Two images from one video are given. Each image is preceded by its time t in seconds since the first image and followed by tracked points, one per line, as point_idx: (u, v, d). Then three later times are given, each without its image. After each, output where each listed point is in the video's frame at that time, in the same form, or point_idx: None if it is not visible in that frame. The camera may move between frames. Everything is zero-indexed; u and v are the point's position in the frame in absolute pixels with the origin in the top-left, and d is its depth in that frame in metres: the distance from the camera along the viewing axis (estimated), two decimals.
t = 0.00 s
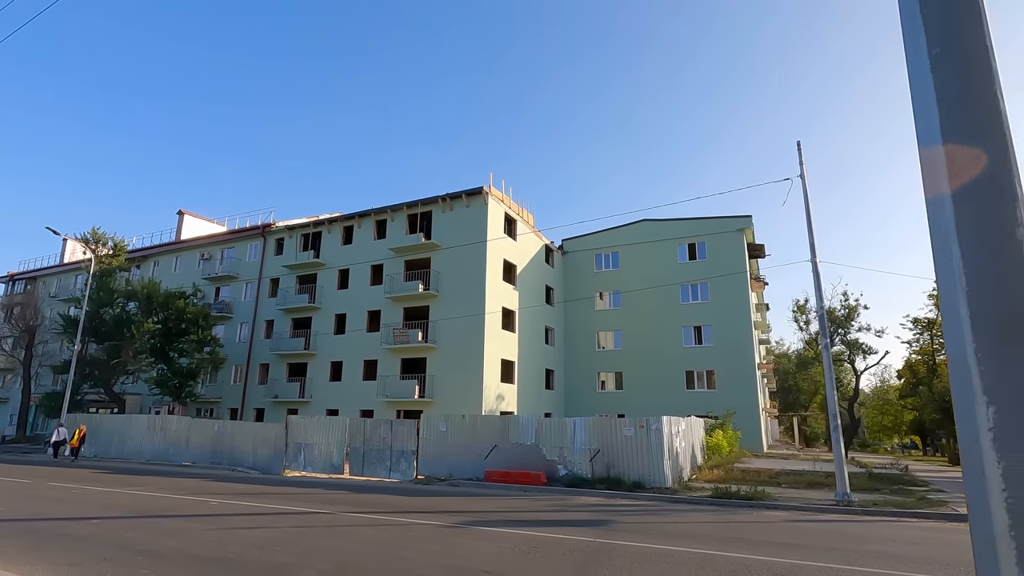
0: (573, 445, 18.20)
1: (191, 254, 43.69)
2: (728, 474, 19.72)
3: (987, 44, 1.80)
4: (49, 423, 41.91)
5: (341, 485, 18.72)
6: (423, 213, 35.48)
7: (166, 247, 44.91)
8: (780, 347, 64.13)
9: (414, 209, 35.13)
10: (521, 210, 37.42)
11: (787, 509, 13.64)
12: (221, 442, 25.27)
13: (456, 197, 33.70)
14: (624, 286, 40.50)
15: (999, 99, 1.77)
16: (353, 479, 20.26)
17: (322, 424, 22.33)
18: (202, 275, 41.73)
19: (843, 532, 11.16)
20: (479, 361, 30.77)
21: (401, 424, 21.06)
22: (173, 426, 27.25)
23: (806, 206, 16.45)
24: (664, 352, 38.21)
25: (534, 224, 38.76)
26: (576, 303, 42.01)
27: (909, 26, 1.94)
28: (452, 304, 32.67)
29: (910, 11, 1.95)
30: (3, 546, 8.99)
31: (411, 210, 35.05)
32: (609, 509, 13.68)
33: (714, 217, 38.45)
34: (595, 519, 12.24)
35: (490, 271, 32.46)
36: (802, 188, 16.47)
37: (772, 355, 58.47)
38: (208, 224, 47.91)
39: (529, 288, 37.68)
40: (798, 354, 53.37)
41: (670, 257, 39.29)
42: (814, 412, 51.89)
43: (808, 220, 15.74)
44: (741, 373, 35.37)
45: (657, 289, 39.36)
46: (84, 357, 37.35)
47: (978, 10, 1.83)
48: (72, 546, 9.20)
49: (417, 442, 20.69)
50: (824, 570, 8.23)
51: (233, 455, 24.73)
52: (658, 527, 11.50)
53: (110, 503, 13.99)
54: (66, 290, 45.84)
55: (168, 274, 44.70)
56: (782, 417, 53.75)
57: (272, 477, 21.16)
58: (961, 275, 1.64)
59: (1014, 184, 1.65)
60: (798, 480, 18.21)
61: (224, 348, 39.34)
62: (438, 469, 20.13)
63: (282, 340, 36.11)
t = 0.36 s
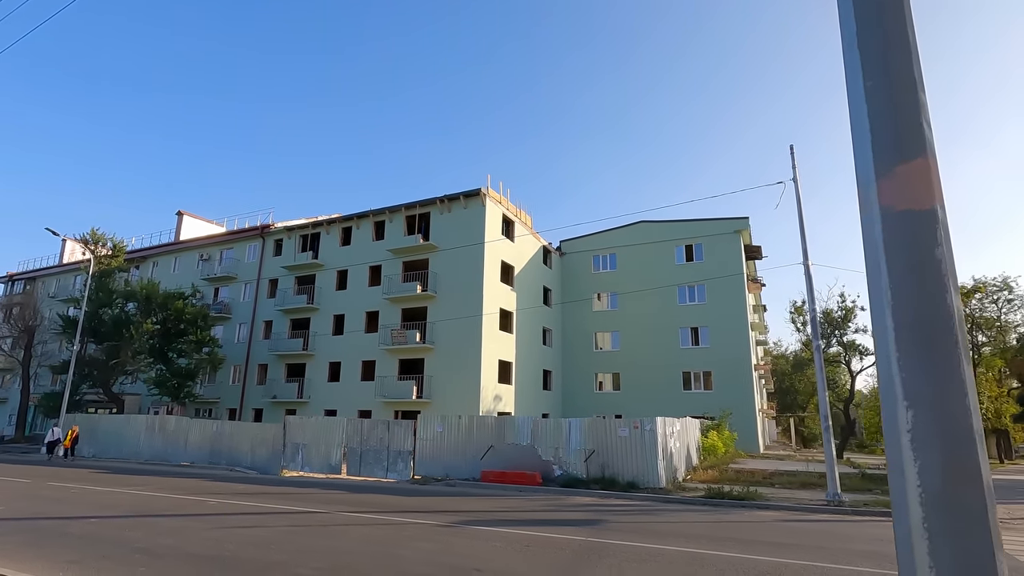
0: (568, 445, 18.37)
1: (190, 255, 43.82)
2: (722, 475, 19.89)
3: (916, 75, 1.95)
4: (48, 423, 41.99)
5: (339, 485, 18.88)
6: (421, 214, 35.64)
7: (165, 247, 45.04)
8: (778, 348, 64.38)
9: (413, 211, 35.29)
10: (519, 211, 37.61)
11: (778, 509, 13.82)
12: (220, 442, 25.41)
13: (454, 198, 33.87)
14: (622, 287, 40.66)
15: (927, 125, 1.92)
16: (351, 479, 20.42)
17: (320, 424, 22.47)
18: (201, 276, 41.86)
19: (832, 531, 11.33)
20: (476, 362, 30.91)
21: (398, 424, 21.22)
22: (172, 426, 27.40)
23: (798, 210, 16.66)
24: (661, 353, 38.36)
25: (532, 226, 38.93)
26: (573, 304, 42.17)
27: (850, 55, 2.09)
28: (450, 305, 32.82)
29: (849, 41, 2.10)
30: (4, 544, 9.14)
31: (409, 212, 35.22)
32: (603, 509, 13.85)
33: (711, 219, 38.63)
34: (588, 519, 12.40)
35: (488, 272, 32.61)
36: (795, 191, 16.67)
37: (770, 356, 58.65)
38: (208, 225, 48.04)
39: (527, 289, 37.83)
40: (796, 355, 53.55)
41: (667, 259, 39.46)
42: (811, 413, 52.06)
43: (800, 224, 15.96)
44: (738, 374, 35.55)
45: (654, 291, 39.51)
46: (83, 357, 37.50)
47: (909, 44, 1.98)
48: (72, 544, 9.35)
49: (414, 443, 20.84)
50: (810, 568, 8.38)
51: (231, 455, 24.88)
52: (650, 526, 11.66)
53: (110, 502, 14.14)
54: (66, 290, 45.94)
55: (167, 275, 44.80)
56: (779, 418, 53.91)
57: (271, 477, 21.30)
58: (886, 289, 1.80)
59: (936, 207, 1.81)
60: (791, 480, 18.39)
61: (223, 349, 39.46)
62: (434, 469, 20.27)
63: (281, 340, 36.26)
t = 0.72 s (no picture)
0: (562, 445, 18.50)
1: (188, 254, 43.90)
2: (716, 474, 20.05)
3: (857, 98, 2.08)
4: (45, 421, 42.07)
5: (334, 484, 19.01)
6: (418, 214, 35.74)
7: (163, 246, 45.13)
8: (775, 348, 64.57)
9: (410, 211, 35.40)
10: (516, 212, 37.72)
11: (768, 509, 13.99)
12: (216, 441, 25.56)
13: (451, 198, 33.98)
14: (618, 287, 40.79)
15: (866, 143, 2.05)
16: (347, 478, 20.55)
17: (316, 423, 22.61)
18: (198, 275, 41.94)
19: (819, 530, 11.48)
20: (473, 362, 31.05)
21: (394, 423, 21.35)
22: (169, 424, 27.53)
23: (790, 212, 16.80)
24: (658, 354, 38.46)
25: (529, 226, 39.05)
26: (570, 305, 42.31)
27: (798, 77, 2.21)
28: (447, 305, 32.93)
29: (797, 63, 2.22)
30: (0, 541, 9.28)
31: (406, 212, 35.32)
32: (595, 507, 13.99)
33: (708, 220, 38.75)
34: (579, 517, 12.54)
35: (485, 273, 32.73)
36: (788, 194, 16.76)
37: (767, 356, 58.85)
38: (205, 224, 48.11)
39: (524, 289, 37.94)
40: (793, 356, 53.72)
41: (664, 259, 39.58)
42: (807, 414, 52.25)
43: (792, 226, 16.11)
44: (733, 375, 35.76)
45: (651, 291, 39.64)
46: (80, 356, 37.60)
47: (852, 66, 2.11)
48: (68, 542, 9.45)
49: (409, 442, 20.97)
50: (795, 566, 8.50)
51: (227, 454, 25.02)
52: (640, 525, 11.82)
53: (107, 500, 14.25)
54: (63, 289, 45.96)
55: (165, 274, 44.86)
56: (776, 419, 54.08)
57: (267, 475, 21.45)
58: (824, 301, 1.93)
59: (872, 223, 1.93)
60: (784, 480, 18.54)
61: (220, 348, 39.56)
62: (429, 469, 20.41)
63: (278, 340, 36.38)
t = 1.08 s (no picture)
0: (554, 445, 18.66)
1: (185, 254, 43.93)
2: (708, 474, 20.20)
3: (787, 116, 2.21)
4: (41, 422, 42.05)
5: (328, 483, 19.12)
6: (414, 215, 35.83)
7: (159, 247, 45.16)
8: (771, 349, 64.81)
9: (405, 212, 35.51)
10: (511, 212, 37.88)
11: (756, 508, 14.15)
12: (211, 441, 25.63)
13: (446, 199, 34.10)
14: (614, 288, 40.93)
15: (794, 158, 2.18)
16: (341, 478, 20.66)
17: (311, 423, 22.70)
18: (195, 275, 41.98)
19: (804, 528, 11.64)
20: (468, 363, 31.17)
21: (388, 423, 21.46)
22: (164, 425, 27.62)
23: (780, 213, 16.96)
24: (653, 354, 38.58)
25: (524, 226, 39.18)
26: (565, 305, 42.45)
27: (737, 93, 2.34)
28: (442, 305, 33.03)
29: (735, 81, 2.36)
30: None
31: (402, 213, 35.42)
32: (585, 506, 14.13)
33: (702, 221, 38.91)
34: (569, 516, 12.68)
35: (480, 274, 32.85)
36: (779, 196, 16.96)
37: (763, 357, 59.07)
38: (202, 224, 48.15)
39: (520, 290, 38.08)
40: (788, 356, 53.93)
41: (659, 260, 39.74)
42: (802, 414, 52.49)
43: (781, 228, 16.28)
44: (727, 375, 35.94)
45: (646, 292, 39.79)
46: (76, 356, 37.67)
47: (782, 84, 2.23)
48: (60, 540, 9.54)
49: (403, 442, 21.07)
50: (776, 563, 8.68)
51: (222, 455, 25.09)
52: (628, 523, 11.96)
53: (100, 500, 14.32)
54: (59, 289, 45.93)
55: (161, 274, 44.88)
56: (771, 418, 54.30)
57: (262, 475, 21.54)
58: (751, 305, 2.06)
59: (795, 233, 2.07)
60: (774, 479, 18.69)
61: (217, 348, 39.61)
62: (423, 468, 20.54)
63: (274, 340, 36.45)
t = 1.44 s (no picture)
0: (546, 445, 18.82)
1: (182, 254, 44.03)
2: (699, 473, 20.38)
3: (720, 134, 2.35)
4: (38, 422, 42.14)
5: (322, 482, 19.26)
6: (410, 215, 35.98)
7: (156, 247, 45.25)
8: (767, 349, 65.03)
9: (402, 212, 35.65)
10: (508, 213, 38.03)
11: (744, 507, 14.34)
12: (208, 440, 25.76)
13: (442, 200, 34.27)
14: (610, 288, 41.09)
15: (725, 173, 2.33)
16: (335, 477, 20.79)
17: (306, 423, 22.84)
18: (192, 275, 42.08)
19: (790, 527, 11.81)
20: (463, 363, 31.34)
21: (382, 423, 21.59)
22: (160, 424, 27.77)
23: (769, 215, 17.18)
24: (649, 354, 38.67)
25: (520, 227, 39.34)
26: (562, 305, 42.59)
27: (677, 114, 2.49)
28: (438, 305, 33.14)
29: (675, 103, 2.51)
30: None
31: (398, 213, 35.55)
32: (575, 505, 14.31)
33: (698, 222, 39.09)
34: (558, 515, 12.83)
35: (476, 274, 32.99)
36: (768, 199, 17.23)
37: (759, 357, 59.26)
38: (199, 224, 48.25)
39: (516, 290, 38.21)
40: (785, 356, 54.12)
41: (655, 261, 39.90)
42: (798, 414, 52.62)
43: (771, 230, 16.49)
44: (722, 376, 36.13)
45: (642, 293, 39.94)
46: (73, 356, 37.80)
47: (716, 104, 2.38)
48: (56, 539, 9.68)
49: (397, 441, 21.21)
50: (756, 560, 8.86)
51: (218, 454, 25.24)
52: (616, 522, 12.11)
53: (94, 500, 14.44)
54: (56, 289, 45.99)
55: (158, 274, 44.97)
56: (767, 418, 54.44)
57: (257, 474, 21.68)
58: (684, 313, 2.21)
59: (723, 244, 2.22)
60: (765, 479, 18.86)
61: (214, 348, 39.72)
62: (417, 468, 20.69)
63: (271, 340, 36.60)
